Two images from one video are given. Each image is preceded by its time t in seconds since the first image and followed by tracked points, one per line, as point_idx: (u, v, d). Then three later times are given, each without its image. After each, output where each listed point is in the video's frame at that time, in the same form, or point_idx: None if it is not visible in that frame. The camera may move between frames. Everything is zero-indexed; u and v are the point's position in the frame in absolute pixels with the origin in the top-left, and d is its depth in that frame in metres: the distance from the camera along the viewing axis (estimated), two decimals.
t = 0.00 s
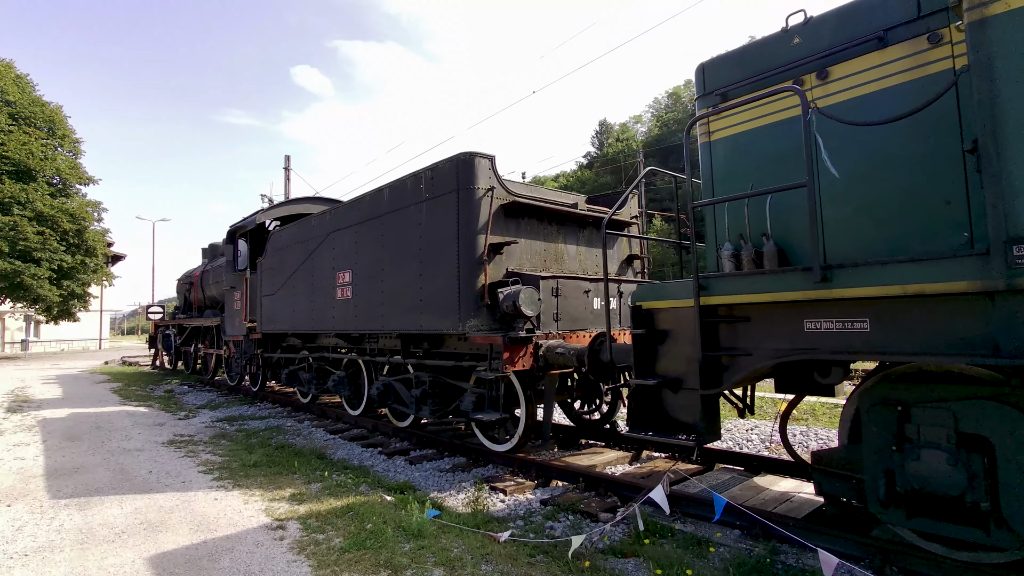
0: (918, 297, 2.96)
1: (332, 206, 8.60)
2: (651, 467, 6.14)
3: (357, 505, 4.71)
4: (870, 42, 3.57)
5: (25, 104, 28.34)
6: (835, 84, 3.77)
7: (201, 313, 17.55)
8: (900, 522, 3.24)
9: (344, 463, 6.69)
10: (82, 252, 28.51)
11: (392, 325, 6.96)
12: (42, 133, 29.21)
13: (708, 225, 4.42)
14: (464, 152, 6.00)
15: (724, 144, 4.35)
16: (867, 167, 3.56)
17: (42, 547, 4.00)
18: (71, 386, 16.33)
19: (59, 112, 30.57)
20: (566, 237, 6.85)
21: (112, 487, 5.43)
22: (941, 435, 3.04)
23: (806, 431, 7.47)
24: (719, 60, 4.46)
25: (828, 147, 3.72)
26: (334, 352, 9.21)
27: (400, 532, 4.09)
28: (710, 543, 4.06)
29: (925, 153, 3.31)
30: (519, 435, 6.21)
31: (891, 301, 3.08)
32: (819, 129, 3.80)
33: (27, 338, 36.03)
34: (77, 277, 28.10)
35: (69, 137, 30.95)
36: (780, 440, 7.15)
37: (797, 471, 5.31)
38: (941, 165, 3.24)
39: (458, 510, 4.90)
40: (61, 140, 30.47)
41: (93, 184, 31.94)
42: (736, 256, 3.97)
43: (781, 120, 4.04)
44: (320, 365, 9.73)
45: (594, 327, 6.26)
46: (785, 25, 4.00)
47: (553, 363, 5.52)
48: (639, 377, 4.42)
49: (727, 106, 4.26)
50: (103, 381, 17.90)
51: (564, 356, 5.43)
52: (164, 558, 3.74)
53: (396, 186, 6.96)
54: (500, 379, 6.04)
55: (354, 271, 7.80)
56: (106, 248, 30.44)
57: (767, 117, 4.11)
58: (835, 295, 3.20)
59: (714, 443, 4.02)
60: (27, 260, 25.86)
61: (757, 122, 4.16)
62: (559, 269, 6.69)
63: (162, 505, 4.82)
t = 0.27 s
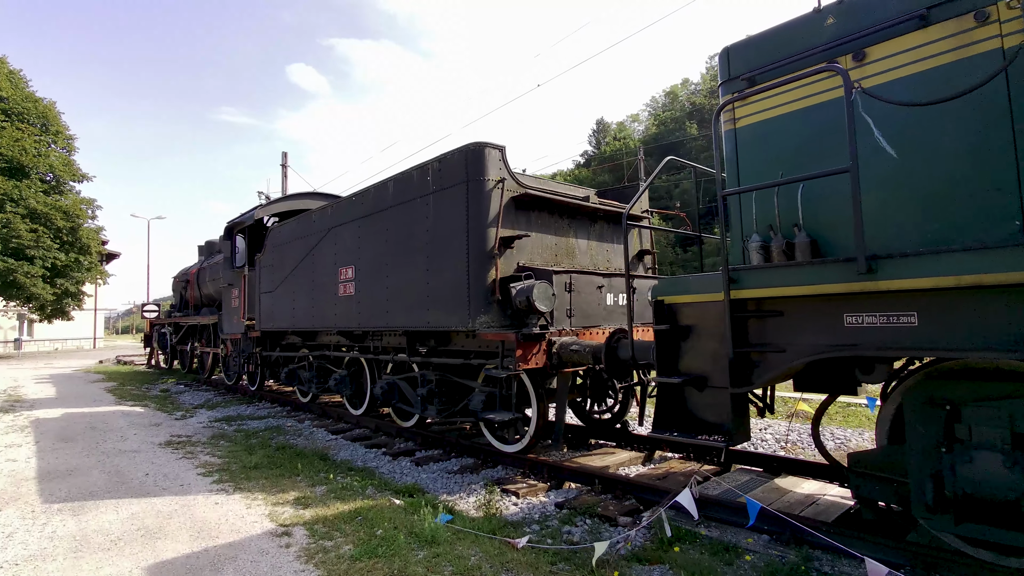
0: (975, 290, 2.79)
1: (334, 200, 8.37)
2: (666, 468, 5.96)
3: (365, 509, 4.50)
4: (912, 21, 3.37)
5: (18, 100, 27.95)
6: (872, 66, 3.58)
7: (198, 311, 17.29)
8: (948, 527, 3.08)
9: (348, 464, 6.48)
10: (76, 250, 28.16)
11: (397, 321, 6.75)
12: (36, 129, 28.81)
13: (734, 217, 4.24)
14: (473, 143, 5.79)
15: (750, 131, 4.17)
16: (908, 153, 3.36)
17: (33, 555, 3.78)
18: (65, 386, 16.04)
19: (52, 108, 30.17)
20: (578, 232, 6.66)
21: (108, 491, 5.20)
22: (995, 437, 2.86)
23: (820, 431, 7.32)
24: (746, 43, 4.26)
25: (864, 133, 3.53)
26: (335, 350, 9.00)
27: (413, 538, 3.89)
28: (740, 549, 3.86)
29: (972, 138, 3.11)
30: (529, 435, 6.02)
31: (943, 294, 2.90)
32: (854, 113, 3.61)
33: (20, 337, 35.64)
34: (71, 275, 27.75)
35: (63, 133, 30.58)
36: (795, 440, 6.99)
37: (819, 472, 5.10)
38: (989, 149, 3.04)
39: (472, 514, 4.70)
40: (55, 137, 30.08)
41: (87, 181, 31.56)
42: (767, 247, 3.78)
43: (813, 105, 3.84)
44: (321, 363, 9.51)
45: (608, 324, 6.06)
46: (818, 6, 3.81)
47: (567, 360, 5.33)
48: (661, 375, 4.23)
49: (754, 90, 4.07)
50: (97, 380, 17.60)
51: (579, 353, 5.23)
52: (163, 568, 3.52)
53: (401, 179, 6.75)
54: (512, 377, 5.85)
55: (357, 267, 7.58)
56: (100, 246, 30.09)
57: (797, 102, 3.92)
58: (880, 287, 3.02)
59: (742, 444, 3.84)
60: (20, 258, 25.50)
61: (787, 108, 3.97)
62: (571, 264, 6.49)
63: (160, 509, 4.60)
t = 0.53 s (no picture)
0: None
1: (338, 198, 8.15)
2: (684, 474, 5.77)
3: (376, 519, 4.30)
4: (962, 4, 3.16)
5: (15, 97, 27.64)
6: (917, 51, 3.37)
7: (197, 310, 17.07)
8: (1005, 542, 2.90)
9: (355, 470, 6.28)
10: (73, 249, 27.87)
11: (404, 322, 6.54)
12: (33, 127, 28.54)
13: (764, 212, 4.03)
14: (486, 136, 5.58)
15: (783, 122, 3.96)
16: (955, 146, 3.17)
17: (26, 571, 3.56)
18: (62, 387, 15.81)
19: (51, 106, 29.90)
20: (592, 229, 6.45)
21: (106, 499, 4.98)
22: None
23: (838, 434, 7.14)
24: (777, 30, 4.05)
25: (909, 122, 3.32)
26: (339, 351, 8.79)
27: (429, 553, 3.69)
28: (774, 563, 3.67)
29: None
30: (543, 440, 5.82)
31: (1005, 294, 2.69)
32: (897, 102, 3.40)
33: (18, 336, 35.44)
34: (69, 275, 27.53)
35: (61, 131, 30.35)
36: (813, 444, 6.81)
37: (846, 479, 5.10)
38: None
39: (488, 526, 4.49)
40: (53, 135, 29.81)
41: (85, 180, 31.32)
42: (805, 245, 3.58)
43: (851, 94, 3.64)
44: (324, 364, 9.30)
45: (624, 325, 5.85)
46: None
47: (585, 363, 5.13)
48: (688, 379, 4.02)
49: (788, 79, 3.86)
50: (95, 380, 17.38)
51: (597, 355, 5.02)
52: None
53: (409, 174, 6.53)
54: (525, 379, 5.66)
55: (362, 266, 7.36)
56: (99, 246, 29.84)
57: (833, 91, 3.71)
58: (934, 287, 2.82)
59: (776, 452, 3.63)
60: (17, 258, 25.26)
61: (821, 97, 3.77)
62: (585, 262, 6.29)
63: (161, 519, 4.39)
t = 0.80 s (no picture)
0: None
1: (346, 193, 7.98)
2: (705, 475, 5.60)
3: (393, 524, 4.15)
4: None
5: (15, 94, 27.43)
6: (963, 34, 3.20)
7: (199, 309, 16.89)
8: None
9: (365, 471, 6.12)
10: (73, 247, 27.69)
11: (415, 320, 6.37)
12: (32, 124, 28.34)
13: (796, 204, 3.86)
14: (502, 128, 5.41)
15: (818, 111, 3.80)
16: (1007, 134, 3.02)
17: None
18: (63, 386, 15.63)
19: (50, 103, 29.69)
20: (609, 224, 6.28)
21: (111, 502, 4.81)
22: None
23: (859, 435, 6.98)
24: (810, 14, 3.88)
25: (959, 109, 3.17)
26: (345, 350, 8.62)
27: (451, 560, 3.53)
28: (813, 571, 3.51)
29: None
30: (560, 441, 5.66)
31: None
32: (945, 88, 3.24)
33: (18, 335, 35.25)
34: (69, 273, 27.35)
35: (60, 128, 30.14)
36: (834, 445, 6.66)
37: (876, 482, 4.88)
38: None
39: (508, 531, 4.33)
40: (52, 132, 29.59)
41: (84, 177, 31.11)
42: (846, 238, 3.42)
43: (890, 81, 3.49)
44: (330, 363, 9.14)
45: (643, 322, 5.69)
46: None
47: (606, 361, 4.97)
48: (719, 378, 3.85)
49: (824, 65, 3.70)
50: (96, 379, 17.21)
51: (618, 353, 4.86)
52: None
53: (420, 168, 6.36)
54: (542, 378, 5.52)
55: (371, 262, 7.19)
56: (99, 243, 29.64)
57: (871, 78, 3.57)
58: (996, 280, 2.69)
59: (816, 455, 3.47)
60: (17, 255, 25.06)
61: (858, 85, 3.62)
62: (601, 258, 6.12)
63: (168, 524, 4.23)
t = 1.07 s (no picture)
0: None
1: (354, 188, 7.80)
2: (728, 477, 5.46)
3: (413, 529, 4.00)
4: None
5: (14, 92, 27.21)
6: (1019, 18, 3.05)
7: (201, 307, 16.73)
8: None
9: (378, 473, 5.97)
10: (73, 245, 27.50)
11: (428, 318, 6.22)
12: (31, 121, 28.11)
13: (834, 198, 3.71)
14: (520, 120, 5.26)
15: (858, 101, 3.65)
16: None
17: None
18: (63, 385, 15.46)
19: (49, 99, 29.46)
20: (627, 219, 6.13)
21: (119, 506, 4.66)
22: None
23: (880, 436, 6.84)
24: None
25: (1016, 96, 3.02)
26: (353, 348, 8.47)
27: (477, 568, 3.39)
28: None
29: None
30: (578, 442, 5.52)
31: None
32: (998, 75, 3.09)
33: (17, 333, 35.05)
34: (68, 271, 27.16)
35: (59, 126, 29.90)
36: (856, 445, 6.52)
37: (904, 484, 4.78)
38: None
39: (532, 536, 4.18)
40: (51, 129, 29.36)
41: (83, 174, 30.89)
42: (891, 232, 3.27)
43: (930, 70, 3.37)
44: (337, 362, 8.99)
45: (664, 320, 5.55)
46: None
47: (628, 360, 4.82)
48: (753, 378, 3.70)
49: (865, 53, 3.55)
50: (97, 378, 17.04)
51: (642, 352, 4.71)
52: None
53: (433, 163, 6.20)
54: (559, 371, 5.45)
55: (381, 259, 7.02)
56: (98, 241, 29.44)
57: (909, 67, 3.44)
58: None
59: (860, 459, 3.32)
60: (16, 253, 24.86)
61: (895, 74, 3.50)
62: (620, 255, 5.97)
63: (180, 529, 4.09)
